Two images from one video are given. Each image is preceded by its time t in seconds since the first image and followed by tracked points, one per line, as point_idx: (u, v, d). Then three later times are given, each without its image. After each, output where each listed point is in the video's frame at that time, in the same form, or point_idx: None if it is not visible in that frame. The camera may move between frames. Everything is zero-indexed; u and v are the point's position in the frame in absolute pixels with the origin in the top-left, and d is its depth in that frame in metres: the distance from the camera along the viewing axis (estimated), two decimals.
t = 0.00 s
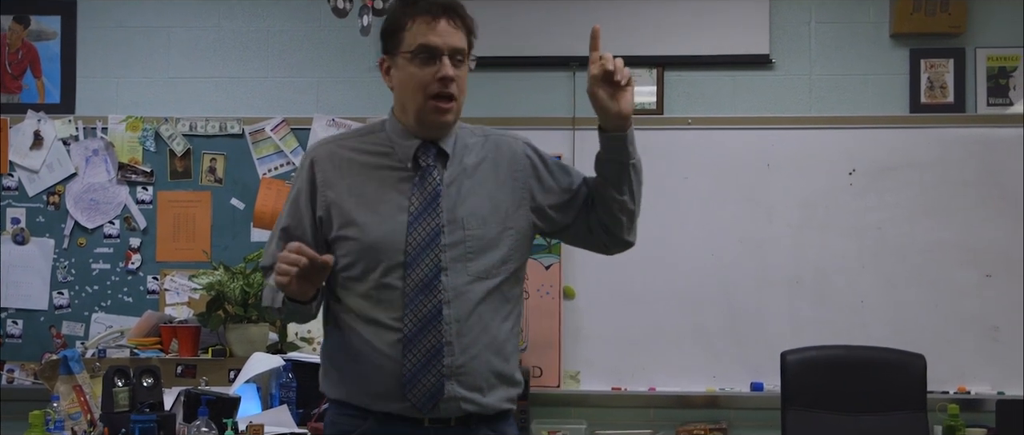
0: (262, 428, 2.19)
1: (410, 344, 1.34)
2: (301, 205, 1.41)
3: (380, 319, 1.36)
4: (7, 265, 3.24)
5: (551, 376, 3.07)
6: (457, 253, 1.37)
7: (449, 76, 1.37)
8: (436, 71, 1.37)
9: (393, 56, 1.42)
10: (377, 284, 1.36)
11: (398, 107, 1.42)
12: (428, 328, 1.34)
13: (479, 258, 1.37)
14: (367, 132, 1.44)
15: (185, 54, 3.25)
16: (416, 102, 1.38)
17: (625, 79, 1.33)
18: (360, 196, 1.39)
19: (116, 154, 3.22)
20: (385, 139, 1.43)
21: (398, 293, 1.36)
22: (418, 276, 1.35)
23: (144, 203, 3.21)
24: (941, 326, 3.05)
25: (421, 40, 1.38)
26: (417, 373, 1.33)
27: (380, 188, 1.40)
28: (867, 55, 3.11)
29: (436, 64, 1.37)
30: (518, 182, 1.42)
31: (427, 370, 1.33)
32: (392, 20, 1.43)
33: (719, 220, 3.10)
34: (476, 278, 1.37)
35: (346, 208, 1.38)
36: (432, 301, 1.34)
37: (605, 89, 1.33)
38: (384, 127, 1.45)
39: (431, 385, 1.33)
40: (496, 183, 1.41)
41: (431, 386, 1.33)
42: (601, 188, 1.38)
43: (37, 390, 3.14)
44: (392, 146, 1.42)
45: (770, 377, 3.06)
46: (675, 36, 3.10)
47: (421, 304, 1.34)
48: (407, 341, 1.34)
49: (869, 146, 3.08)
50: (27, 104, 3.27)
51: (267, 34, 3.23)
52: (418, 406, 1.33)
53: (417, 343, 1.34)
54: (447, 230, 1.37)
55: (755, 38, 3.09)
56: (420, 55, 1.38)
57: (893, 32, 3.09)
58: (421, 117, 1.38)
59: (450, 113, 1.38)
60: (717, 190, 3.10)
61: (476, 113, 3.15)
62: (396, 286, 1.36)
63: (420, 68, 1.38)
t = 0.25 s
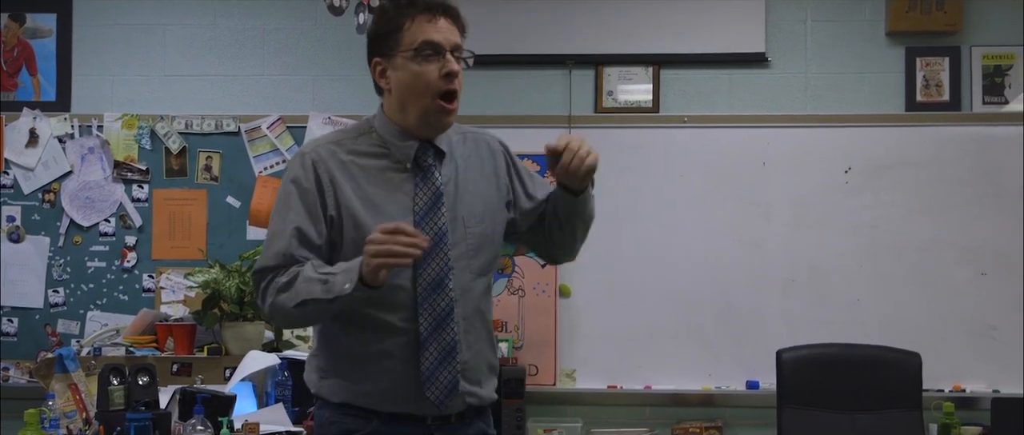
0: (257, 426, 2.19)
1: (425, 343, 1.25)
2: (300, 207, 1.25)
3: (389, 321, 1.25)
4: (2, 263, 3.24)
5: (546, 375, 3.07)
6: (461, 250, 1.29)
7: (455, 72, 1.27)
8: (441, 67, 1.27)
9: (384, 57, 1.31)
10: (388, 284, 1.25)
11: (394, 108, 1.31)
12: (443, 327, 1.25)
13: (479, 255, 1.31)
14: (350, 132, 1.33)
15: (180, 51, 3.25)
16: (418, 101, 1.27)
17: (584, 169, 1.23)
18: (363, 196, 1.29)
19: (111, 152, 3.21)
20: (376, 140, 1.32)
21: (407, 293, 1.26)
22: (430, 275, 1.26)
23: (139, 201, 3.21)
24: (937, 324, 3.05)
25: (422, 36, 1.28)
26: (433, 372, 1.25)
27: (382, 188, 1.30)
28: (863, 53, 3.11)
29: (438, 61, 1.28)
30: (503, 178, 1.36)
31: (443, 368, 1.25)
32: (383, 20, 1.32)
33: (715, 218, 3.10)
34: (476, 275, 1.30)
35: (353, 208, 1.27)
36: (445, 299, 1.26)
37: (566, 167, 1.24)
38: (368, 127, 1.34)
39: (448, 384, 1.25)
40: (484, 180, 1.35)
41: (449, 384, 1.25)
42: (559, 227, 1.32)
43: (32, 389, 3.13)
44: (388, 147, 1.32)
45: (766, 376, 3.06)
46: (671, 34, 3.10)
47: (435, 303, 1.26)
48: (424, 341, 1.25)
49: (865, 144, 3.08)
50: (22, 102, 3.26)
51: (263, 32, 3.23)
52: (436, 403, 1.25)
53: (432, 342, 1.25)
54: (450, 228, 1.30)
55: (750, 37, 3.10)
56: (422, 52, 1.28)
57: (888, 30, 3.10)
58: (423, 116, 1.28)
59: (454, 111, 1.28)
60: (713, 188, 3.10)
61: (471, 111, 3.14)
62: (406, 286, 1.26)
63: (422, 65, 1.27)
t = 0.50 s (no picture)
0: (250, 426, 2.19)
1: (448, 332, 1.24)
2: (340, 192, 1.23)
3: (413, 310, 1.24)
4: None
5: (540, 373, 3.07)
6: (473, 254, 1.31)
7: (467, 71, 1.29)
8: (454, 66, 1.29)
9: (397, 63, 1.32)
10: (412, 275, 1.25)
11: (408, 109, 1.32)
12: (466, 319, 1.25)
13: (487, 261, 1.33)
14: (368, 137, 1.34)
15: (173, 50, 3.24)
16: (432, 99, 1.29)
17: (524, 246, 1.26)
18: (391, 189, 1.29)
19: (104, 150, 3.21)
20: (393, 145, 1.33)
21: (429, 286, 1.26)
22: (453, 269, 1.26)
23: (132, 200, 3.20)
24: (929, 323, 3.06)
25: (434, 38, 1.30)
26: (455, 362, 1.23)
27: (406, 184, 1.31)
28: (856, 52, 3.12)
29: (451, 60, 1.29)
30: (498, 200, 1.39)
31: (464, 359, 1.24)
32: (396, 25, 1.33)
33: (708, 217, 3.10)
34: (484, 279, 1.32)
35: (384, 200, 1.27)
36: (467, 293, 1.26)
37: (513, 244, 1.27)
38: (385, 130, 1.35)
39: (469, 374, 1.24)
40: (488, 194, 1.38)
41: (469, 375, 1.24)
42: (518, 265, 1.34)
43: (24, 387, 3.13)
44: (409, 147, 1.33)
45: (759, 374, 3.06)
46: (664, 32, 3.10)
47: (458, 295, 1.25)
48: (451, 334, 1.23)
49: (858, 143, 3.09)
50: (14, 100, 3.26)
51: (256, 30, 3.23)
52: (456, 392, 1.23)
53: (456, 332, 1.24)
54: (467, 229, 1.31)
55: (743, 35, 3.10)
56: (436, 52, 1.29)
57: (881, 29, 3.10)
58: (438, 114, 1.29)
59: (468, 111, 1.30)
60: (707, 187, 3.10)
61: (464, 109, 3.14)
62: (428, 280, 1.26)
63: (436, 65, 1.29)
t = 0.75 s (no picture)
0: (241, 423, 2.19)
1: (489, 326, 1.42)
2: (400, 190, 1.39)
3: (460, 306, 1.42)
4: None
5: (531, 371, 3.07)
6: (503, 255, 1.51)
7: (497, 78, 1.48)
8: (485, 74, 1.48)
9: (433, 71, 1.53)
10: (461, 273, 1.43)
11: (445, 114, 1.51)
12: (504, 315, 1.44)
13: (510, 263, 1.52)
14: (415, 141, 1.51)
15: (165, 47, 3.24)
16: (465, 103, 1.48)
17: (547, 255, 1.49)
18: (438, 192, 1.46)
19: (94, 147, 3.20)
20: (436, 147, 1.50)
21: (475, 284, 1.44)
22: (494, 269, 1.45)
23: (122, 197, 3.19)
24: (920, 321, 3.06)
25: (468, 49, 1.50)
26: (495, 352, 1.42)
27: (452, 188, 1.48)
28: (846, 51, 3.13)
29: (483, 68, 1.49)
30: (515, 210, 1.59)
31: (501, 350, 1.42)
32: (435, 38, 1.54)
33: (700, 215, 3.10)
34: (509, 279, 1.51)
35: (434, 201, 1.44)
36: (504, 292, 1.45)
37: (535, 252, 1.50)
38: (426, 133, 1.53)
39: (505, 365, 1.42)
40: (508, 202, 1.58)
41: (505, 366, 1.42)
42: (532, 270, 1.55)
43: (14, 385, 3.12)
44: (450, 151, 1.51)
45: (749, 372, 3.07)
46: (656, 31, 3.11)
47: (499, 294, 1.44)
48: (488, 324, 1.41)
49: (849, 141, 3.09)
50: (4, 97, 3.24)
51: (248, 27, 3.22)
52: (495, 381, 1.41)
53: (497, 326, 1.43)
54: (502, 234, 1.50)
55: (734, 33, 3.11)
56: (468, 61, 1.49)
57: (872, 27, 3.11)
58: (471, 116, 1.48)
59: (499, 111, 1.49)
60: (698, 185, 3.10)
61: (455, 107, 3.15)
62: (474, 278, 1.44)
63: (468, 72, 1.49)
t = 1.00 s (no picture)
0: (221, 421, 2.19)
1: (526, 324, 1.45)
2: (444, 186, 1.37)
3: (500, 304, 1.42)
4: None
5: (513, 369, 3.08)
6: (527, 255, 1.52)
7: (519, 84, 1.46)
8: (507, 80, 1.46)
9: (455, 76, 1.51)
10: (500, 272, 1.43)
11: (468, 120, 1.49)
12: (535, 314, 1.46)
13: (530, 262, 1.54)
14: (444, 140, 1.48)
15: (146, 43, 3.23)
16: (490, 108, 1.46)
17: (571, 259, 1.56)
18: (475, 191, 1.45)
19: (75, 144, 3.19)
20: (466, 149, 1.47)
21: (512, 283, 1.45)
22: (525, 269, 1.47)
23: (103, 195, 3.18)
24: (900, 319, 3.07)
25: (489, 55, 1.48)
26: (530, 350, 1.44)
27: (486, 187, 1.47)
28: (828, 50, 3.13)
29: (505, 75, 1.47)
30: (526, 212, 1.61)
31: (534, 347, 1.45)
32: (457, 45, 1.52)
33: (682, 213, 3.10)
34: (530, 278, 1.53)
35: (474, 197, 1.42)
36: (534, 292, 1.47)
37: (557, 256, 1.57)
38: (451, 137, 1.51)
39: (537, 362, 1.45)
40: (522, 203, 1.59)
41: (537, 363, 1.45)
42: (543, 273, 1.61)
43: None
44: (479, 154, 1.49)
45: (730, 370, 3.08)
46: (638, 29, 3.12)
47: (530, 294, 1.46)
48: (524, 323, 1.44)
49: (830, 140, 3.10)
50: None
51: (230, 24, 3.21)
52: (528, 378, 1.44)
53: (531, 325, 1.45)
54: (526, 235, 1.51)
55: (716, 32, 3.11)
56: (492, 67, 1.47)
57: (854, 26, 3.12)
58: (496, 121, 1.46)
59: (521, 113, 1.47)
60: (680, 184, 3.10)
61: (438, 104, 3.14)
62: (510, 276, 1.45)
63: (491, 79, 1.47)
